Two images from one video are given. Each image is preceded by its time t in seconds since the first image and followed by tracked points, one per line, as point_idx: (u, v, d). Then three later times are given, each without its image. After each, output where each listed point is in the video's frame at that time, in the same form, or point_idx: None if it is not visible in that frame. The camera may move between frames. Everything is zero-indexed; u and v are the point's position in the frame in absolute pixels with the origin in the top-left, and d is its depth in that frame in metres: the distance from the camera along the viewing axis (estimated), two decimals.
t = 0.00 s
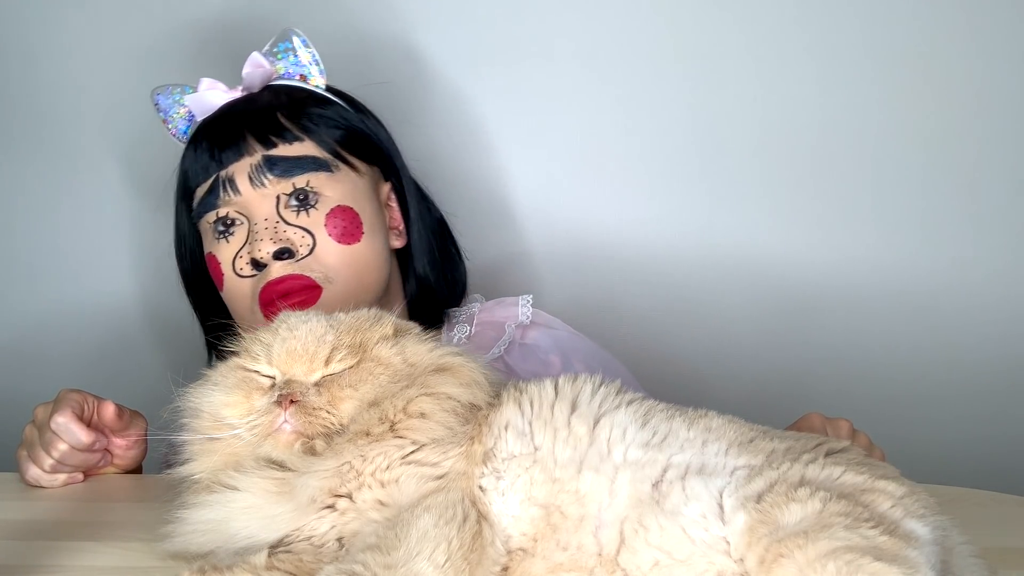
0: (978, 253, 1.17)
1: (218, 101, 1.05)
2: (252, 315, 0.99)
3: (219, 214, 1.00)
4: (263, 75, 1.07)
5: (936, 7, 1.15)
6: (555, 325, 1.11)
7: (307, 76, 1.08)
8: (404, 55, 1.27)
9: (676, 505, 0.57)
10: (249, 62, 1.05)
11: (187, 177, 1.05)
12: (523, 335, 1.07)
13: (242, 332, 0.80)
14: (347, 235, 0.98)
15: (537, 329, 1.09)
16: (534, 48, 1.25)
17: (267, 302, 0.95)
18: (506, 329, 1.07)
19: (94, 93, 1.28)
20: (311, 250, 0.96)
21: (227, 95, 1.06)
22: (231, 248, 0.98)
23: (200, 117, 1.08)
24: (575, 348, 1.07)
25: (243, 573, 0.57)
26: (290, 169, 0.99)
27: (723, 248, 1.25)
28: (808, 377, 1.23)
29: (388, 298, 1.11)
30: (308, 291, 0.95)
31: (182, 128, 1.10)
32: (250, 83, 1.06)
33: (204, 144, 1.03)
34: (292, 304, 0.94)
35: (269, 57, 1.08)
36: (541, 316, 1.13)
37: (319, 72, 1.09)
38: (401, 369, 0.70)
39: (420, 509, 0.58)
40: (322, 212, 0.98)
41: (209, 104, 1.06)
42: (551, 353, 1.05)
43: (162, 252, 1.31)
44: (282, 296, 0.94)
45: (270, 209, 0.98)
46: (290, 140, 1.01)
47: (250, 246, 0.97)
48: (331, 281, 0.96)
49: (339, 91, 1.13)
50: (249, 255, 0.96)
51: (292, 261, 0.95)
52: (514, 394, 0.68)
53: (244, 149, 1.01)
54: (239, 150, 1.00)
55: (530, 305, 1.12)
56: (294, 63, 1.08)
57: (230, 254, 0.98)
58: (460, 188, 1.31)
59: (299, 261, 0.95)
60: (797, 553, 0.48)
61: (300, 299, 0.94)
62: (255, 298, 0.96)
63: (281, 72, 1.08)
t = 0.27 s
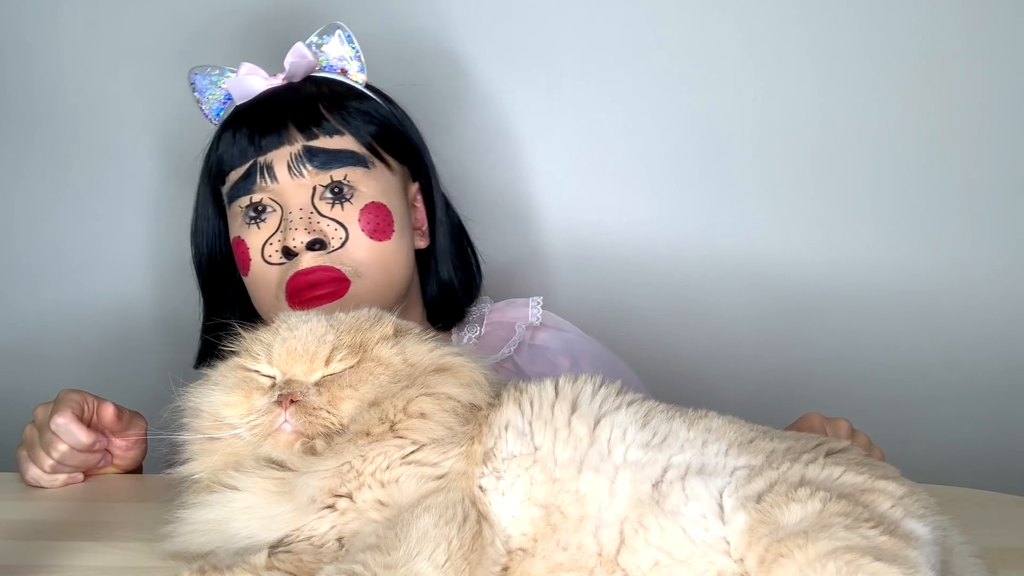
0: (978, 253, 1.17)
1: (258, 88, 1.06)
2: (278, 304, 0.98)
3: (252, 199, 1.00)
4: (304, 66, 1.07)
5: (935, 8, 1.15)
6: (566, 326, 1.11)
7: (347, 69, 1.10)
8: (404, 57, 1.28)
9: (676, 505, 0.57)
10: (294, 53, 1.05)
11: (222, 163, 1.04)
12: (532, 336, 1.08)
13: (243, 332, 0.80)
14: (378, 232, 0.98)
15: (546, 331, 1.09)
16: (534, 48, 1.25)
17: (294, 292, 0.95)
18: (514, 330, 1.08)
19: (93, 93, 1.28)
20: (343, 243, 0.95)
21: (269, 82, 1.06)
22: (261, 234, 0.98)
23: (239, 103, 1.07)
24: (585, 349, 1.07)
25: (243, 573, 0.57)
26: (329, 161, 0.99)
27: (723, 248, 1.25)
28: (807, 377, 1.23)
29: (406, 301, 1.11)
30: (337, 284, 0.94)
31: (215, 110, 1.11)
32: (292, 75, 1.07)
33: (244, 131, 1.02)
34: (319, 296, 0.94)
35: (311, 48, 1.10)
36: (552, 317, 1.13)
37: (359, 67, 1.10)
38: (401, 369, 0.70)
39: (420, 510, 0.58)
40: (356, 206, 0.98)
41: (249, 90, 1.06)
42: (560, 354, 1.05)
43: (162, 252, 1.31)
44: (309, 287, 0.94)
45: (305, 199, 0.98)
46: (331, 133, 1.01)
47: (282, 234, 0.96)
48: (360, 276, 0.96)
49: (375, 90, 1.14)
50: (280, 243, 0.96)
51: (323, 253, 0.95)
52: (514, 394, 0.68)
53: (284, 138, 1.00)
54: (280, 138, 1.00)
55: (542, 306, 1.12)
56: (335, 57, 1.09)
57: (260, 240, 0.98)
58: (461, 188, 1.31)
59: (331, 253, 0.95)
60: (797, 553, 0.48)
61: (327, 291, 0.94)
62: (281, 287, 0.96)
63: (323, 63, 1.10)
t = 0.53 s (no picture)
0: (978, 253, 1.17)
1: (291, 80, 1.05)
2: (296, 296, 0.98)
3: (279, 191, 0.99)
4: (339, 61, 1.05)
5: (936, 8, 1.15)
6: (577, 330, 1.11)
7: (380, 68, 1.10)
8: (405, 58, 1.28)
9: (676, 505, 0.57)
10: (329, 47, 1.03)
11: (251, 153, 1.03)
12: (544, 338, 1.08)
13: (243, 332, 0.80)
14: (404, 231, 0.98)
15: (558, 334, 1.09)
16: (535, 48, 1.25)
17: (317, 286, 0.95)
18: (527, 332, 1.07)
19: (88, 90, 1.26)
20: (369, 241, 0.96)
21: (301, 74, 1.05)
22: (286, 226, 0.98)
23: (270, 94, 1.06)
24: (596, 354, 1.07)
25: (243, 573, 0.57)
26: (359, 158, 0.99)
27: (723, 249, 1.25)
28: (807, 377, 1.23)
29: (423, 302, 1.11)
30: (359, 281, 0.94)
31: (244, 98, 1.11)
32: (325, 69, 1.05)
33: (276, 123, 1.02)
34: (341, 292, 0.94)
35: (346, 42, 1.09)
36: (564, 321, 1.13)
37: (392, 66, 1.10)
38: (402, 369, 0.70)
39: (420, 510, 0.58)
40: (383, 205, 0.98)
41: (282, 81, 1.04)
42: (570, 358, 1.05)
43: (161, 252, 1.30)
44: (333, 282, 0.94)
45: (333, 195, 0.97)
46: (363, 130, 1.01)
47: (308, 228, 0.96)
48: (382, 274, 0.96)
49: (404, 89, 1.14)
50: (305, 237, 0.96)
51: (347, 249, 0.95)
52: (514, 394, 0.68)
53: (317, 131, 1.00)
54: (313, 131, 1.00)
55: (554, 310, 1.12)
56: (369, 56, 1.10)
57: (284, 232, 0.97)
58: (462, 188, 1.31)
59: (356, 250, 0.95)
60: (797, 553, 0.48)
61: (349, 288, 0.94)
62: (304, 281, 0.96)
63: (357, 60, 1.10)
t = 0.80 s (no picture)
0: (978, 254, 1.17)
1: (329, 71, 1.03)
2: (322, 287, 0.99)
3: (314, 180, 0.99)
4: (380, 57, 1.04)
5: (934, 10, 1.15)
6: (589, 334, 1.10)
7: (418, 67, 1.09)
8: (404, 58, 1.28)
9: (676, 506, 0.57)
10: (370, 42, 1.02)
11: (286, 141, 1.02)
12: (556, 340, 1.07)
13: (244, 332, 0.80)
14: (434, 230, 1.00)
15: (570, 336, 1.08)
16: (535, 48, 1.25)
17: (346, 279, 0.96)
18: (539, 334, 1.07)
19: (91, 92, 1.27)
20: (400, 237, 0.97)
21: (342, 66, 1.03)
22: (319, 216, 0.98)
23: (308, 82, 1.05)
24: (606, 358, 1.06)
25: (243, 572, 0.57)
26: (397, 154, 1.00)
27: (722, 249, 1.25)
28: (806, 377, 1.23)
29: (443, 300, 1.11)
30: (388, 276, 0.96)
31: (280, 84, 1.09)
32: (367, 63, 1.04)
33: (315, 113, 1.01)
34: (367, 286, 0.96)
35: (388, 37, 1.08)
36: (576, 324, 1.12)
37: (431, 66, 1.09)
38: (402, 369, 0.70)
39: (420, 510, 0.58)
40: (417, 202, 0.99)
41: (322, 71, 1.02)
42: (580, 361, 1.04)
43: (161, 252, 1.30)
44: (362, 275, 0.96)
45: (367, 188, 0.98)
46: (402, 126, 1.01)
47: (341, 220, 0.97)
48: (411, 271, 0.98)
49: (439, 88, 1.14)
50: (338, 229, 0.97)
51: (379, 243, 0.96)
52: (514, 394, 0.68)
53: (357, 125, 1.00)
54: (354, 125, 0.99)
55: (567, 313, 1.12)
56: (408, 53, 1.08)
57: (317, 222, 0.98)
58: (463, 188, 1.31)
59: (388, 245, 0.96)
60: (797, 554, 0.48)
61: (377, 282, 0.96)
62: (332, 273, 0.97)
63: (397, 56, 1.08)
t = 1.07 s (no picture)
0: (976, 254, 1.18)
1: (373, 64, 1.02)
2: (352, 279, 0.99)
3: (352, 171, 0.99)
4: (425, 54, 1.04)
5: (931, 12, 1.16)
6: (605, 339, 1.11)
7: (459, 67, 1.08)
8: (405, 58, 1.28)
9: (676, 506, 0.57)
10: (415, 40, 1.03)
11: (326, 132, 1.01)
12: (571, 343, 1.08)
13: (244, 332, 0.80)
14: (467, 230, 1.01)
15: (585, 339, 1.09)
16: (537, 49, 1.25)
17: (378, 272, 0.97)
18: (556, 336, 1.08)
19: (90, 92, 1.27)
20: (435, 235, 0.98)
21: (385, 60, 1.02)
22: (354, 208, 0.98)
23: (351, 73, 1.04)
24: (620, 362, 1.06)
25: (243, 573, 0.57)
26: (436, 153, 1.00)
27: (723, 249, 1.25)
28: (806, 377, 1.23)
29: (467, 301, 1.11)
30: (420, 273, 0.97)
31: (320, 74, 1.06)
32: (411, 59, 1.04)
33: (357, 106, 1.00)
34: (399, 281, 0.97)
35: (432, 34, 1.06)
36: (593, 328, 1.13)
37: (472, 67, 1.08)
38: (402, 369, 0.70)
39: (420, 509, 0.58)
40: (452, 201, 1.00)
41: (366, 65, 1.02)
42: (594, 364, 1.04)
43: (161, 252, 1.30)
44: (393, 270, 0.97)
45: (404, 184, 0.98)
46: (443, 124, 1.01)
47: (377, 213, 0.97)
48: (443, 269, 0.99)
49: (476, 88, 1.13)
50: (373, 222, 0.97)
51: (413, 239, 0.97)
52: (514, 394, 0.68)
53: (399, 120, 0.99)
54: (396, 120, 0.99)
55: (584, 317, 1.13)
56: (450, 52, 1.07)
57: (352, 214, 0.98)
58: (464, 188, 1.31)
59: (422, 241, 0.97)
60: (797, 554, 0.48)
61: (408, 278, 0.97)
62: (364, 266, 0.97)
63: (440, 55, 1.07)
